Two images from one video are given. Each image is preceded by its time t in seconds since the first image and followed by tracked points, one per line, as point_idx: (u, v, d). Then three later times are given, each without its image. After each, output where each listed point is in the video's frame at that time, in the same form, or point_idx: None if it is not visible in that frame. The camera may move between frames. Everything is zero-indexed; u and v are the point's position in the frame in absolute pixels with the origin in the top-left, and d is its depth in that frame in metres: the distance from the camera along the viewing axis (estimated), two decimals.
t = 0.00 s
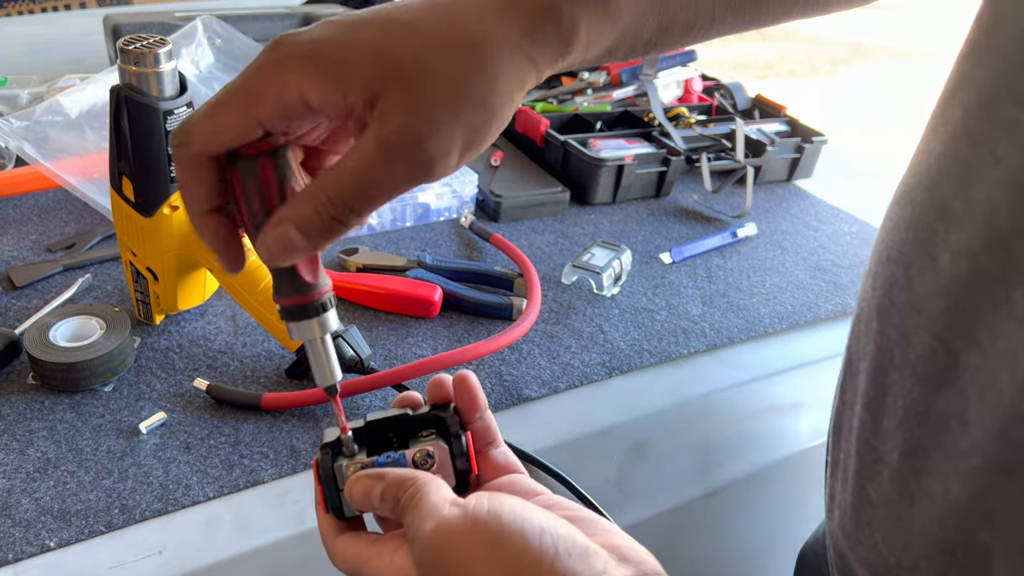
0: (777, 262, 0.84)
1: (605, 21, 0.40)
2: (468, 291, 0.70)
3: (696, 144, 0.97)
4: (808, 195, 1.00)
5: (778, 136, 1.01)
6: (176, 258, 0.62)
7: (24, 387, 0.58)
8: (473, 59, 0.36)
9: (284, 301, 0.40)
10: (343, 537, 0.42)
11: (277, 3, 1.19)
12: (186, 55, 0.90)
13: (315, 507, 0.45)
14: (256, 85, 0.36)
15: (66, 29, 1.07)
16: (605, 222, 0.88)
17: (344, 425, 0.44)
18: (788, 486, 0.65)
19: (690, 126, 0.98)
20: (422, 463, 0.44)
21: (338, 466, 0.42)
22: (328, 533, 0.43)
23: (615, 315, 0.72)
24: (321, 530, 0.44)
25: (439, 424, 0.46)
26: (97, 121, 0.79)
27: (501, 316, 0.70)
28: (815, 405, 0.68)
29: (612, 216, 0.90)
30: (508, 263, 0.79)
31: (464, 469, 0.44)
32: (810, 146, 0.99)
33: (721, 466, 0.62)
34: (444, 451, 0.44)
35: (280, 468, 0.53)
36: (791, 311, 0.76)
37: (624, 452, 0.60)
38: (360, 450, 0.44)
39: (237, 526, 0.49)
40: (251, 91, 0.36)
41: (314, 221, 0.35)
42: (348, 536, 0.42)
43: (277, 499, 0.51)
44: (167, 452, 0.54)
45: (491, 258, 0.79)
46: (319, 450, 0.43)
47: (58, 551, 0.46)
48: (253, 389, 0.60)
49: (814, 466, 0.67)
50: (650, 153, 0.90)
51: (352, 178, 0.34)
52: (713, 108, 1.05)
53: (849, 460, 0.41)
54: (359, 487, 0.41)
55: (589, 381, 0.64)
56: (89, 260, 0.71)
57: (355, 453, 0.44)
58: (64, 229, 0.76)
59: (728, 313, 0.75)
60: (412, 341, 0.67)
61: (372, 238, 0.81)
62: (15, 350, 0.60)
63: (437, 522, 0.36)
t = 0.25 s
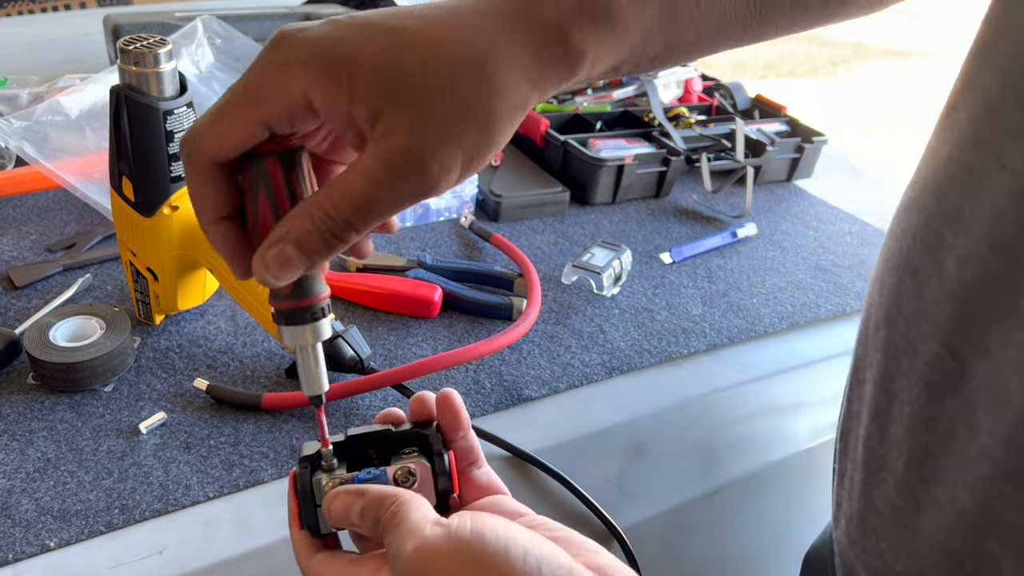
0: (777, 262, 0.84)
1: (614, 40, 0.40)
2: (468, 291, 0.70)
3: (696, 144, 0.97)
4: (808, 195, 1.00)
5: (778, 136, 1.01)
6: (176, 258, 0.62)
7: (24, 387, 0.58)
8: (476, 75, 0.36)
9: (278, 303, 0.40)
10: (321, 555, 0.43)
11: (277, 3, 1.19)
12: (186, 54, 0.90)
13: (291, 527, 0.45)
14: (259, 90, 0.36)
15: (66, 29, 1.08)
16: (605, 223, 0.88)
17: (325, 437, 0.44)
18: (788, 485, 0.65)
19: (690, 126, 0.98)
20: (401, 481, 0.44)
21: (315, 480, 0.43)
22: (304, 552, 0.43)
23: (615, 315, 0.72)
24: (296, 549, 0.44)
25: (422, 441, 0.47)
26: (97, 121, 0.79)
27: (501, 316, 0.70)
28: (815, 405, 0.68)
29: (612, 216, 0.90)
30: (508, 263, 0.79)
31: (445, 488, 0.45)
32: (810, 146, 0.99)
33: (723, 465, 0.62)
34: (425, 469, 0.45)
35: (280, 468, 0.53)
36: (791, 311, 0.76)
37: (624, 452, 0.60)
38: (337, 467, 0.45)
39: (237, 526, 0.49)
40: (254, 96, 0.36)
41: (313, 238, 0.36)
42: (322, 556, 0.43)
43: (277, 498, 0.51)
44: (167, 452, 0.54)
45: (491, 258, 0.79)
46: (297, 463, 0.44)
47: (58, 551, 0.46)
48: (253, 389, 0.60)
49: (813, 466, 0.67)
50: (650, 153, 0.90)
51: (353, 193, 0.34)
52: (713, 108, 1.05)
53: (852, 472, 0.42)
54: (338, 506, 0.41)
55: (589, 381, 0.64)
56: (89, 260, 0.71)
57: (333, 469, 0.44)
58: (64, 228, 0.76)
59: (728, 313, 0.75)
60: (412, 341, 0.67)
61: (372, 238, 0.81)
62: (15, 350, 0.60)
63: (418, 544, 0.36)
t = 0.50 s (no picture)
0: (777, 262, 0.84)
1: None
2: (468, 291, 0.70)
3: (697, 144, 0.97)
4: (808, 194, 1.00)
5: (778, 136, 1.01)
6: (176, 258, 0.62)
7: (24, 387, 0.58)
8: None
9: (273, 202, 0.38)
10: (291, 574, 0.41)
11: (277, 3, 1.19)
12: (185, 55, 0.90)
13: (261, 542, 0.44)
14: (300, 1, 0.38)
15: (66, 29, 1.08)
16: (605, 222, 0.88)
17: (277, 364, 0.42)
18: (788, 485, 0.65)
19: (690, 126, 0.98)
20: (375, 496, 0.44)
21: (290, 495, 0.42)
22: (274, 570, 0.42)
23: (615, 315, 0.72)
24: (266, 566, 0.43)
25: (396, 458, 0.46)
26: (97, 121, 0.79)
27: (501, 316, 0.70)
28: (815, 404, 0.68)
29: (612, 216, 0.89)
30: (508, 263, 0.79)
31: (420, 505, 0.44)
32: (810, 146, 0.99)
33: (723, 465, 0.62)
34: (401, 485, 0.44)
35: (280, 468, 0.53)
36: (791, 311, 0.76)
37: (624, 452, 0.60)
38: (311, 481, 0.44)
39: (237, 526, 0.49)
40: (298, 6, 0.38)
41: (322, 124, 0.34)
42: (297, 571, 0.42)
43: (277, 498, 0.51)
44: (166, 452, 0.53)
45: (491, 258, 0.79)
46: (269, 479, 0.43)
47: (58, 551, 0.46)
48: (253, 389, 0.60)
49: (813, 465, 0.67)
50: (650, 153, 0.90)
51: (364, 77, 0.32)
52: (713, 108, 1.05)
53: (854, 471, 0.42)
54: (312, 523, 0.40)
55: (589, 381, 0.64)
56: (89, 260, 0.71)
57: (306, 484, 0.44)
58: (64, 228, 0.76)
59: (728, 312, 0.75)
60: (412, 341, 0.67)
61: (372, 238, 0.81)
62: (15, 350, 0.60)
63: (394, 559, 0.36)
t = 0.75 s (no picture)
0: (776, 262, 0.84)
1: None
2: (468, 291, 0.71)
3: (696, 144, 0.97)
4: (807, 195, 1.00)
5: (777, 137, 1.02)
6: (176, 259, 0.62)
7: (24, 387, 0.58)
8: None
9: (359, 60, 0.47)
10: None
11: (278, 4, 1.20)
12: (186, 55, 0.90)
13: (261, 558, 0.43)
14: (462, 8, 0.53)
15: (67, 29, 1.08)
16: (605, 223, 0.88)
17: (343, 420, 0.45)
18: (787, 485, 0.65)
19: (690, 126, 0.98)
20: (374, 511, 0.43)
21: (288, 507, 0.42)
22: None
23: (615, 315, 0.73)
24: None
25: (395, 472, 0.45)
26: (98, 121, 0.79)
27: (501, 316, 0.70)
28: (814, 404, 0.68)
29: (612, 216, 0.90)
30: (508, 263, 0.79)
31: (416, 518, 0.43)
32: (809, 146, 0.99)
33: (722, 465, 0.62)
34: (399, 497, 0.43)
35: (280, 468, 0.53)
36: (791, 311, 0.76)
37: (623, 452, 0.60)
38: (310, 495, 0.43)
39: (238, 526, 0.49)
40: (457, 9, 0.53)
41: None
42: None
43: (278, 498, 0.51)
44: (167, 451, 0.54)
45: (491, 258, 0.79)
46: (269, 493, 0.42)
47: (58, 551, 0.46)
48: (254, 389, 0.60)
49: (811, 464, 0.67)
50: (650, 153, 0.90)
51: None
52: (713, 108, 1.05)
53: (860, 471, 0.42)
54: (310, 535, 0.39)
55: (589, 381, 0.64)
56: (90, 261, 0.71)
57: (306, 497, 0.43)
58: (64, 228, 0.76)
59: (728, 312, 0.75)
60: (412, 341, 0.67)
61: (372, 238, 0.81)
62: (15, 350, 0.60)
63: (392, 562, 0.35)
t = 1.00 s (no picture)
0: (776, 262, 0.84)
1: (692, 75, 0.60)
2: (468, 290, 0.71)
3: (696, 144, 0.97)
4: (807, 195, 1.01)
5: (777, 137, 1.02)
6: (175, 258, 0.62)
7: (25, 387, 0.58)
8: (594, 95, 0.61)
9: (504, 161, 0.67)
10: None
11: (278, 4, 1.20)
12: (187, 55, 0.90)
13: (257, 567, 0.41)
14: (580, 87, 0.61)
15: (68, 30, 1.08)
16: (605, 223, 0.88)
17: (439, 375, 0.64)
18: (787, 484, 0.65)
19: (690, 126, 0.98)
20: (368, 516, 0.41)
21: (282, 512, 0.40)
22: None
23: (615, 315, 0.73)
24: None
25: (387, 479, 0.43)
26: (98, 122, 0.79)
27: (501, 316, 0.70)
28: (813, 403, 0.68)
29: (612, 216, 0.90)
30: (508, 263, 0.79)
31: (408, 523, 0.40)
32: (809, 146, 0.99)
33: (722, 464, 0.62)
34: (391, 500, 0.41)
35: (280, 468, 0.53)
36: (790, 311, 0.76)
37: (623, 452, 0.60)
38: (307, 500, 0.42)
39: (238, 526, 0.49)
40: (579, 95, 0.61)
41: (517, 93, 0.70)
42: None
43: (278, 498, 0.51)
44: (167, 451, 0.54)
45: (491, 258, 0.79)
46: (264, 498, 0.41)
47: (58, 551, 0.46)
48: (254, 389, 0.60)
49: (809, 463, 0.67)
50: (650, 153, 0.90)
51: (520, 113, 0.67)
52: (712, 108, 1.05)
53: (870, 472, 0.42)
54: (301, 540, 0.37)
55: (589, 381, 0.64)
56: (90, 261, 0.72)
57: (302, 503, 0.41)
58: (65, 229, 0.76)
59: (728, 312, 0.75)
60: (412, 341, 0.67)
61: (372, 238, 0.81)
62: (15, 351, 0.60)
63: (384, 554, 0.35)
